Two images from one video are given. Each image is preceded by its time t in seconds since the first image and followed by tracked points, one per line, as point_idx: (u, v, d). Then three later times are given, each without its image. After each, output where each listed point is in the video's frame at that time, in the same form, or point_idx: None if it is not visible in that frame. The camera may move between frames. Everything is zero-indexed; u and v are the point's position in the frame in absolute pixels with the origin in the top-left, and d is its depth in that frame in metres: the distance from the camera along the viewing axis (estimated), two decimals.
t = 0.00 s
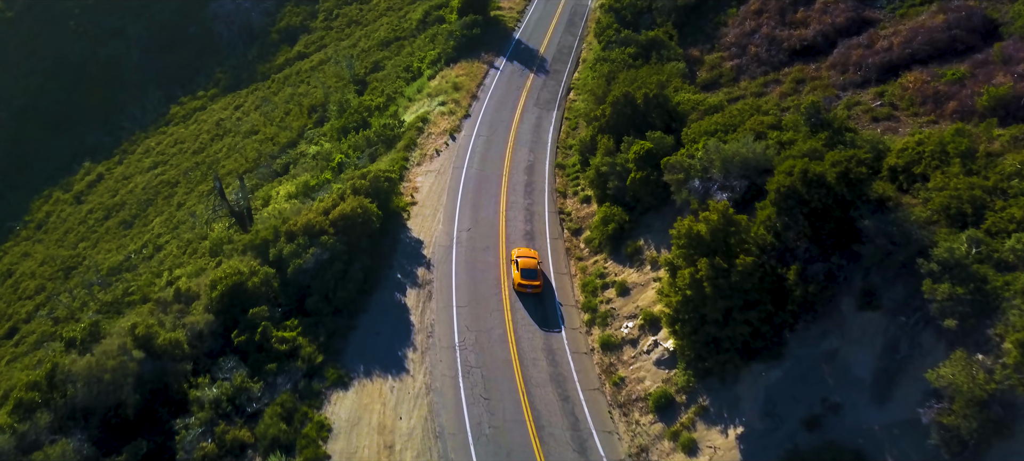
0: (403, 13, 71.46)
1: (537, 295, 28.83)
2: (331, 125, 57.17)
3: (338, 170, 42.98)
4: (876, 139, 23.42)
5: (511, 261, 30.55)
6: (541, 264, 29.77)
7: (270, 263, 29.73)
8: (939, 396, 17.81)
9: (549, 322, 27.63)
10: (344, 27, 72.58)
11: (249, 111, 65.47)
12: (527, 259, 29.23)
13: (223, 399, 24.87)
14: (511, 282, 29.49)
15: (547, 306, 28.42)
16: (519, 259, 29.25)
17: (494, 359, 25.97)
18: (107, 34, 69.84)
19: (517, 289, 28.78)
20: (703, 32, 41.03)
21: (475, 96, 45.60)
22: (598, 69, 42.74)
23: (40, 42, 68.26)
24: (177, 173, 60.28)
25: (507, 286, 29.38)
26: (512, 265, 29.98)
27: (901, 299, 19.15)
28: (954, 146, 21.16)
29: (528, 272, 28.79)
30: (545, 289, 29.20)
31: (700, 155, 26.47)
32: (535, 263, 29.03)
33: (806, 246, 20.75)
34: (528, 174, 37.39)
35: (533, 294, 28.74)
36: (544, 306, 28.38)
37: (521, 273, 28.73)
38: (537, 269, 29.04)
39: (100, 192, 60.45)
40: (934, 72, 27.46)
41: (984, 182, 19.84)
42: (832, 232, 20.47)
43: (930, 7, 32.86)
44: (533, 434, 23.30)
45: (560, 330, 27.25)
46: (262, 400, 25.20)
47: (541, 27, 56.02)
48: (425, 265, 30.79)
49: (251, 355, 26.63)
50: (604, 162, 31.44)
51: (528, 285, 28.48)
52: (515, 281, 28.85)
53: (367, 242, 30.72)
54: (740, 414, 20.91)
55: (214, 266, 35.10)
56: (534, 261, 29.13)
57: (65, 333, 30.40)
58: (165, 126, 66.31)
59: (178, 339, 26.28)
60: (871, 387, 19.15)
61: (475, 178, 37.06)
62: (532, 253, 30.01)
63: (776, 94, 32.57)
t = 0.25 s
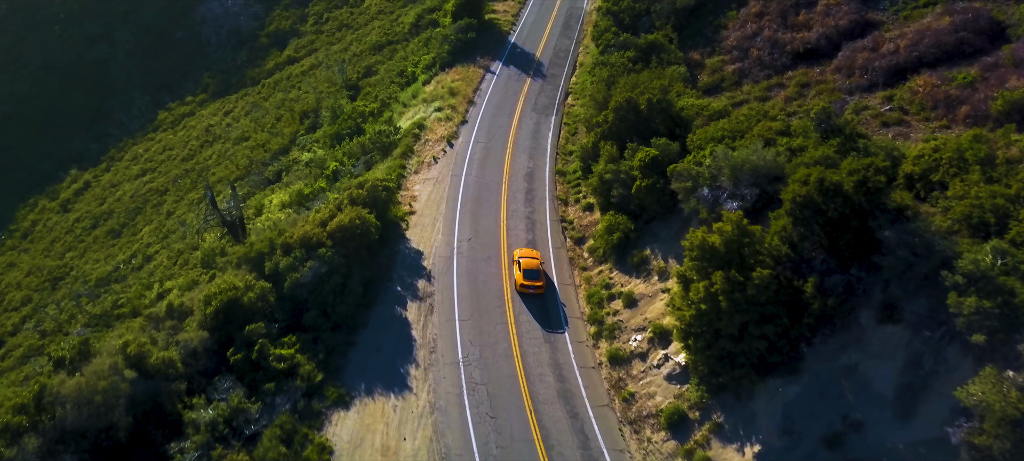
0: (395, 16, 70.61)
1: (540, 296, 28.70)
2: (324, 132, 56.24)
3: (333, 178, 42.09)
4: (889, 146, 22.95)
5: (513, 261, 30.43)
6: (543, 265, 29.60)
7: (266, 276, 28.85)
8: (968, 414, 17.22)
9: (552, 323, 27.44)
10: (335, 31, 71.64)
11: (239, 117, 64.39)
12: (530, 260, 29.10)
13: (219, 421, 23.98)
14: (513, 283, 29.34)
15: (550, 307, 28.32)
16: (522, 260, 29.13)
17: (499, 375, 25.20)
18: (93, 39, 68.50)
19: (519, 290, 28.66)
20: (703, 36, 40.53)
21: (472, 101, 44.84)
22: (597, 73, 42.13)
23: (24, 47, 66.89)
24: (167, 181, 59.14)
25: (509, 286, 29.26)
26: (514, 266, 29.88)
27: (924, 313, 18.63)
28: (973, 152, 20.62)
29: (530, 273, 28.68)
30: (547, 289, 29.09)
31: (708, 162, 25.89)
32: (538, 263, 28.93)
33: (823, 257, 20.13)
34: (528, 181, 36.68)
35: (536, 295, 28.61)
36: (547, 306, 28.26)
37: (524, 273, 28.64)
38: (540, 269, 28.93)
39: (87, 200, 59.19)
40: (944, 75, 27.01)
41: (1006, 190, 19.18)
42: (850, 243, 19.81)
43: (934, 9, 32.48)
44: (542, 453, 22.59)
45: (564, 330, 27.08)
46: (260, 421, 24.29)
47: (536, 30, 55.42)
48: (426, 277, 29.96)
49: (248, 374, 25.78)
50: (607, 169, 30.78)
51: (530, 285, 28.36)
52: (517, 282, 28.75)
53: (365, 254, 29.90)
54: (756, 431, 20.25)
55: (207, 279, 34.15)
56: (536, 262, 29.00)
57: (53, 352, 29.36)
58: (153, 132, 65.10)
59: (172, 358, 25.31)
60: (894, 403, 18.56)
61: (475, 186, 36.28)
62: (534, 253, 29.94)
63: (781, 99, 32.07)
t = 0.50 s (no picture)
0: (387, 20, 69.70)
1: (541, 296, 28.53)
2: (316, 138, 55.27)
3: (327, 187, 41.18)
4: (904, 153, 22.37)
5: (515, 262, 30.27)
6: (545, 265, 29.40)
7: (262, 291, 27.96)
8: (999, 433, 16.64)
9: (554, 324, 27.31)
10: (326, 35, 70.66)
11: (229, 122, 63.26)
12: (531, 259, 28.90)
13: (216, 444, 23.03)
14: (515, 284, 29.15)
15: (551, 307, 28.17)
16: (523, 260, 28.94)
17: (505, 392, 24.44)
18: (77, 43, 67.10)
19: (521, 290, 28.50)
20: (703, 39, 40.00)
21: (469, 107, 44.04)
22: (596, 78, 41.46)
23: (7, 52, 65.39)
24: (155, 188, 57.95)
25: (511, 287, 29.09)
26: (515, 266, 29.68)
27: (948, 326, 18.06)
28: (992, 159, 20.01)
29: (532, 273, 28.49)
30: (549, 290, 28.94)
31: (717, 170, 25.26)
32: (540, 263, 28.74)
33: (841, 269, 19.54)
34: (529, 189, 35.91)
35: (538, 295, 28.44)
36: (548, 307, 28.12)
37: (526, 274, 28.44)
38: (542, 269, 28.75)
39: (73, 209, 57.92)
40: (954, 78, 26.52)
41: None
42: (870, 254, 19.27)
43: (939, 11, 32.08)
44: None
45: (567, 332, 26.94)
46: (259, 444, 23.41)
47: (531, 33, 54.75)
48: (427, 290, 29.10)
49: (245, 394, 24.91)
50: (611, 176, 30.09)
51: (532, 285, 28.17)
52: (519, 282, 28.56)
53: (364, 266, 29.03)
54: (774, 449, 19.61)
55: (200, 293, 33.19)
56: (538, 262, 28.81)
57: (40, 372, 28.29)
58: (141, 138, 63.86)
59: (165, 378, 24.32)
60: (918, 420, 18.00)
61: (474, 194, 35.48)
62: (536, 253, 29.78)
63: (786, 103, 31.55)
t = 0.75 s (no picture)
0: (378, 23, 68.81)
1: (543, 296, 28.36)
2: (308, 144, 54.32)
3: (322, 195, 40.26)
4: (920, 160, 21.77)
5: (516, 261, 30.14)
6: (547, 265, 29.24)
7: (258, 307, 27.06)
8: None
9: (556, 324, 27.19)
10: (316, 39, 69.69)
11: (218, 128, 62.10)
12: (533, 260, 28.73)
13: None
14: (517, 284, 28.99)
15: (553, 307, 28.00)
16: (525, 260, 28.78)
17: (511, 410, 23.70)
18: (61, 49, 65.73)
19: (523, 290, 28.35)
20: (703, 42, 39.47)
21: (465, 112, 43.24)
22: (595, 82, 40.78)
23: None
24: (143, 196, 56.72)
25: (513, 287, 28.96)
26: (517, 267, 29.52)
27: (974, 341, 17.52)
28: (1013, 166, 19.33)
29: (534, 273, 28.31)
30: (551, 290, 28.78)
31: (726, 177, 24.64)
32: (542, 263, 28.56)
33: (861, 281, 18.96)
34: (529, 196, 35.15)
35: (540, 295, 28.28)
36: (549, 307, 27.97)
37: (527, 274, 28.26)
38: (543, 269, 28.58)
39: (59, 217, 56.60)
40: (965, 81, 26.05)
41: None
42: (890, 266, 18.76)
43: (943, 13, 31.67)
44: None
45: (569, 332, 26.84)
46: None
47: (526, 37, 54.06)
48: (427, 304, 28.26)
49: (242, 416, 23.98)
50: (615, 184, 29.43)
51: (534, 286, 28.00)
52: (521, 283, 28.38)
53: (363, 279, 28.13)
54: None
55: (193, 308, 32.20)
56: (540, 262, 28.63)
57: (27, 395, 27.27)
58: (128, 145, 62.57)
59: (157, 399, 23.33)
60: (945, 438, 17.44)
61: (473, 202, 34.69)
62: (538, 252, 29.65)
63: (790, 107, 31.00)
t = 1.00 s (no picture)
0: (364, 27, 67.77)
1: (541, 296, 28.13)
2: (296, 151, 53.19)
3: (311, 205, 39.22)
4: (931, 166, 21.27)
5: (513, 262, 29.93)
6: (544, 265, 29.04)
7: (249, 324, 26.04)
8: None
9: (554, 323, 26.99)
10: (301, 43, 68.52)
11: (201, 135, 60.76)
12: (530, 260, 28.52)
13: None
14: (514, 284, 28.78)
15: (551, 307, 27.79)
16: (522, 260, 28.57)
17: (515, 429, 22.98)
18: (39, 55, 64.03)
19: (520, 290, 28.13)
20: (698, 44, 38.94)
21: (457, 118, 42.38)
22: (590, 87, 40.11)
23: None
24: (126, 206, 55.26)
25: (510, 287, 28.77)
26: (514, 267, 29.30)
27: (997, 355, 16.86)
28: None
29: (531, 273, 28.08)
30: (549, 290, 28.53)
31: (731, 185, 24.01)
32: (539, 264, 28.32)
33: (878, 293, 18.37)
34: (525, 204, 34.39)
35: (537, 296, 28.05)
36: (547, 307, 27.73)
37: (525, 274, 28.03)
38: (541, 269, 28.35)
39: (39, 227, 55.09)
40: (970, 84, 25.65)
41: None
42: (908, 277, 18.19)
43: (942, 14, 31.38)
44: None
45: (567, 332, 26.63)
46: None
47: (517, 40, 53.34)
48: (424, 318, 27.36)
49: (235, 440, 22.95)
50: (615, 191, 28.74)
51: (532, 285, 27.77)
52: (518, 283, 28.16)
53: (357, 294, 27.16)
54: None
55: (180, 325, 31.10)
56: (537, 262, 28.42)
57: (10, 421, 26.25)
58: (109, 153, 61.08)
59: (145, 424, 22.24)
60: (968, 456, 16.86)
61: (468, 211, 33.86)
62: (534, 252, 29.50)
63: (791, 111, 30.50)
